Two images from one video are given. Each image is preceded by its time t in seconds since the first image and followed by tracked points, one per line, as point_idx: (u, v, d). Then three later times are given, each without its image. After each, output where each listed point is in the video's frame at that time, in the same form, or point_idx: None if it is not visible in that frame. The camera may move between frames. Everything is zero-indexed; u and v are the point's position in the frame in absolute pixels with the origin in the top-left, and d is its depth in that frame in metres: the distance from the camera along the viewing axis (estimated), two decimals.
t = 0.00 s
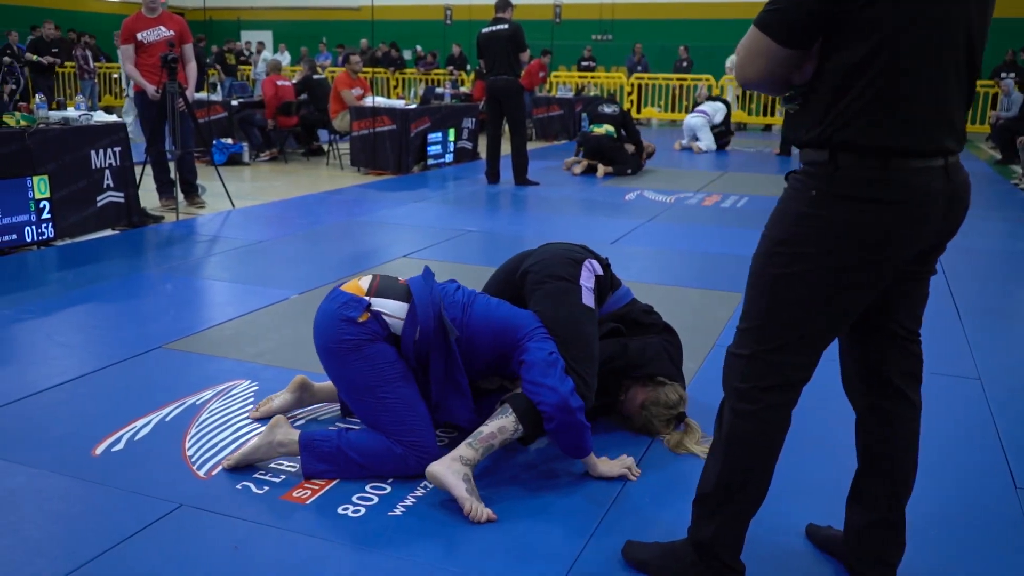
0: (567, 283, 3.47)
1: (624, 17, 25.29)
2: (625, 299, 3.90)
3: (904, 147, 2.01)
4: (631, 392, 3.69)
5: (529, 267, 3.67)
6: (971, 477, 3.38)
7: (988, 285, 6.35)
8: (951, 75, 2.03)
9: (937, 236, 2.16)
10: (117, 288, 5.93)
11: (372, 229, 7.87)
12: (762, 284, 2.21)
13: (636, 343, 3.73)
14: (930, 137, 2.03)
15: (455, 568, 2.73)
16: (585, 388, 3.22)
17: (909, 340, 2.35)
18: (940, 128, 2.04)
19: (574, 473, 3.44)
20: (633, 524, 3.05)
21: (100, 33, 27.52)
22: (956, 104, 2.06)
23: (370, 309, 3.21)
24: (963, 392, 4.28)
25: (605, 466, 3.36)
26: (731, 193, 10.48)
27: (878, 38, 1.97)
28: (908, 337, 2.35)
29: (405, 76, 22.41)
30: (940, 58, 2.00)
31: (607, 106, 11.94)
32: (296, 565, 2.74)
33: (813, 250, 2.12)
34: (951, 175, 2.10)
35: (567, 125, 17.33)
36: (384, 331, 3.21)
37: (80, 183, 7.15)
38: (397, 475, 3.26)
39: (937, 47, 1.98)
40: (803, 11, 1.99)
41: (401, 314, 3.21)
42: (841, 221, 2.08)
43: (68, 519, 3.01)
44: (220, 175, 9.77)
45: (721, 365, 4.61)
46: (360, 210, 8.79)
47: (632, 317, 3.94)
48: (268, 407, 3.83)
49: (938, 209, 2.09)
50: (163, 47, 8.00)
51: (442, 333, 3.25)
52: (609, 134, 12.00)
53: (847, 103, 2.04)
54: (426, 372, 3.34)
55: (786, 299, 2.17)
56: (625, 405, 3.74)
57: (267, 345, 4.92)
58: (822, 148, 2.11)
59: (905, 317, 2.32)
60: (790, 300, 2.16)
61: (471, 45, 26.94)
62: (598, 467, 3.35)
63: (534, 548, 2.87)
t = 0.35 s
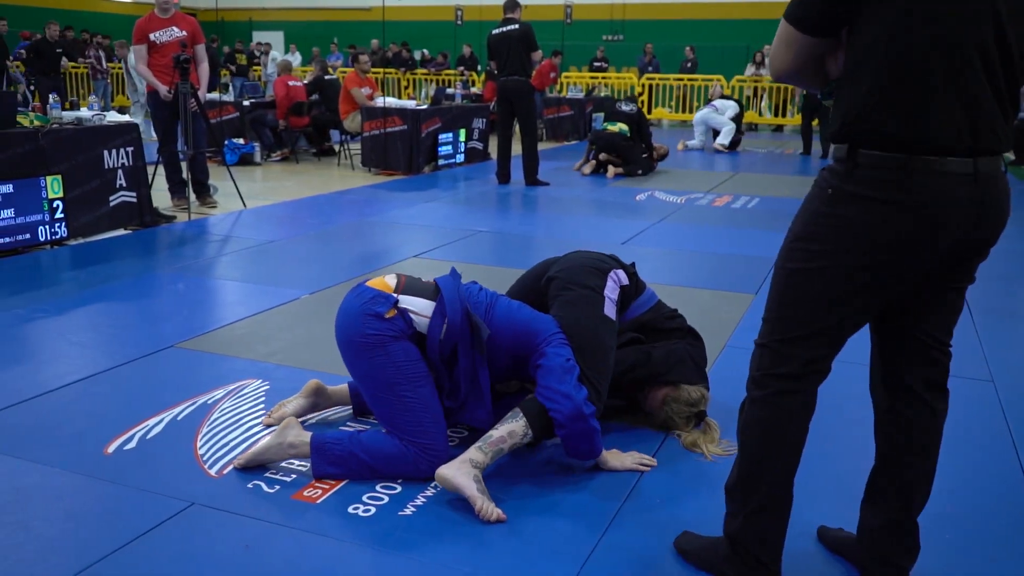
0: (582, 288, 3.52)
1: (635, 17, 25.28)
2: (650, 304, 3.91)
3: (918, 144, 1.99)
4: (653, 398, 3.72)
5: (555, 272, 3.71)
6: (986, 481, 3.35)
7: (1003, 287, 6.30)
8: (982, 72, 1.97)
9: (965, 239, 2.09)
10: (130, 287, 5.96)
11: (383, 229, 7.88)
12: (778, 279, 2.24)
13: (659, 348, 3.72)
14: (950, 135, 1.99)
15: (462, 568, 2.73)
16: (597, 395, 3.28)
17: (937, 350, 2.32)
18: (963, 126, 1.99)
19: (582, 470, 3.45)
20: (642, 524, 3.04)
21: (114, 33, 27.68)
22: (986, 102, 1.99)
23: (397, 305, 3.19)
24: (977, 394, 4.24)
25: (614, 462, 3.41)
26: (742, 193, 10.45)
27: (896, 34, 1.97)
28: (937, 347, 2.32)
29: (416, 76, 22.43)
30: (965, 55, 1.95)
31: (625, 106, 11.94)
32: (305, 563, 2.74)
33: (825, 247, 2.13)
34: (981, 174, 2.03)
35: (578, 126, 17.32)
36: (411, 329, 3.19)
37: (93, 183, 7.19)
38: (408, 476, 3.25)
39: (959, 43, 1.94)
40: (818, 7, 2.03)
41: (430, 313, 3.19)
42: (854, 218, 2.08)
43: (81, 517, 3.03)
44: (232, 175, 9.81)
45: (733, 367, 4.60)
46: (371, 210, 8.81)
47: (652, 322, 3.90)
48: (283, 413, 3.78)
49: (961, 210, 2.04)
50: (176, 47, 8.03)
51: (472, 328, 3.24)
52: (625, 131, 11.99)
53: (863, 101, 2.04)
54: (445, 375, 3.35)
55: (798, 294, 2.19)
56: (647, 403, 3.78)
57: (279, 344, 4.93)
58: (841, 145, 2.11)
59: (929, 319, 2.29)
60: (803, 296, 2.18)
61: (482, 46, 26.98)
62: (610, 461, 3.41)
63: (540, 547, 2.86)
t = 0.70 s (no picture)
0: (581, 282, 3.55)
1: (641, 17, 25.25)
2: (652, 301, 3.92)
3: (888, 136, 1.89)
4: (657, 389, 3.71)
5: (562, 267, 3.72)
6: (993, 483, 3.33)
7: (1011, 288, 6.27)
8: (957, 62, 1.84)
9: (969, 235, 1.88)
10: (136, 287, 5.98)
11: (388, 229, 7.89)
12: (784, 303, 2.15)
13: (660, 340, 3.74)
14: (921, 130, 1.86)
15: (465, 568, 2.73)
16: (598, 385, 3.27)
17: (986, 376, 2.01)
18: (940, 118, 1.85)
19: (584, 469, 3.45)
20: (645, 525, 3.03)
21: (122, 33, 27.78)
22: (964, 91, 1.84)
23: (390, 309, 3.19)
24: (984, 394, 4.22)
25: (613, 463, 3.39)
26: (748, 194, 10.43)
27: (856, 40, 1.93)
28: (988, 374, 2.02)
29: (422, 76, 22.44)
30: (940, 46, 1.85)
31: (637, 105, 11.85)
32: (309, 563, 2.75)
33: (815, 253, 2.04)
34: (970, 171, 1.84)
35: (584, 126, 17.32)
36: (403, 331, 3.20)
37: (100, 183, 7.22)
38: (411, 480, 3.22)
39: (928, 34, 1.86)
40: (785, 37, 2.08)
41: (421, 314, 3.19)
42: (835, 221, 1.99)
43: (87, 516, 3.04)
44: (239, 175, 9.84)
45: (737, 367, 4.59)
46: (377, 210, 8.83)
47: (653, 321, 3.88)
48: (289, 409, 3.77)
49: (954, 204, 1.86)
50: (183, 48, 8.06)
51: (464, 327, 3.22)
52: (635, 128, 11.96)
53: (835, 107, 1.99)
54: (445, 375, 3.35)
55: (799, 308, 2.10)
56: (651, 400, 3.78)
57: (284, 344, 4.95)
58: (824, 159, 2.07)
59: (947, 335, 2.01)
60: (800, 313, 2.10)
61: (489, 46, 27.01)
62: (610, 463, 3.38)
63: (539, 548, 2.86)
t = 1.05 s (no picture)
0: (598, 289, 3.54)
1: (646, 17, 25.19)
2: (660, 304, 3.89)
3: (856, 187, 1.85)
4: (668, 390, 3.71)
5: (576, 271, 3.71)
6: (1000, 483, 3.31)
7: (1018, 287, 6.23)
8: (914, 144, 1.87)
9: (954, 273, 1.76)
10: (141, 287, 5.98)
11: (393, 229, 7.89)
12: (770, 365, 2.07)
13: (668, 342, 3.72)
14: (895, 179, 1.82)
15: (469, 569, 2.73)
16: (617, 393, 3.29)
17: None
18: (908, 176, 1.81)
19: (589, 471, 3.44)
20: (650, 527, 3.02)
21: (128, 34, 27.85)
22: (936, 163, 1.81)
23: (399, 319, 3.17)
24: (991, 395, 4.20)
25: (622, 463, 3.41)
26: (754, 194, 10.41)
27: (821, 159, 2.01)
28: None
29: (427, 76, 22.44)
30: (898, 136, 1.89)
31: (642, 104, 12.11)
32: (313, 563, 2.75)
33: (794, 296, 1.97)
34: (946, 208, 1.76)
35: (589, 126, 17.31)
36: (413, 340, 3.17)
37: (106, 183, 7.23)
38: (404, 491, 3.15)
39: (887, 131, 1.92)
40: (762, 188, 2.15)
41: (432, 323, 3.13)
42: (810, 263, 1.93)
43: (92, 515, 3.05)
44: (244, 175, 9.86)
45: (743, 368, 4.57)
46: (382, 210, 8.83)
47: (659, 326, 3.86)
48: (293, 415, 3.75)
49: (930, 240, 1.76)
50: (189, 48, 8.07)
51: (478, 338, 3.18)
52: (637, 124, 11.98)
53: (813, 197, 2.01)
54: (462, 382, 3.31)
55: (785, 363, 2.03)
56: (662, 401, 3.79)
57: (289, 344, 4.94)
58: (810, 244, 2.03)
59: (966, 369, 1.90)
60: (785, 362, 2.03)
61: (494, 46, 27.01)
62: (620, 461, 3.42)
63: (541, 551, 2.85)
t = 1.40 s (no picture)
0: (588, 283, 3.55)
1: (652, 17, 25.16)
2: (656, 299, 3.85)
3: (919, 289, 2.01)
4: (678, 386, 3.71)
5: (567, 269, 3.74)
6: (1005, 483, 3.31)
7: None
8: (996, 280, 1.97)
9: (989, 385, 1.86)
10: (148, 287, 6.00)
11: (399, 229, 7.92)
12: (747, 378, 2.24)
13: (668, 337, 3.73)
14: (971, 293, 1.92)
15: (473, 568, 2.74)
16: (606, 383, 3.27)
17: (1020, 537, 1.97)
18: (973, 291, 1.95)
19: (593, 471, 3.45)
20: (653, 526, 3.02)
21: (135, 35, 27.90)
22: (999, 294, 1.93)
23: (398, 318, 3.23)
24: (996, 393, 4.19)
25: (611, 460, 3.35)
26: (758, 194, 10.40)
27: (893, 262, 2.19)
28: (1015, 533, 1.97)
29: (433, 77, 22.47)
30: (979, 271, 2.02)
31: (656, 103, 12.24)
32: (319, 562, 2.76)
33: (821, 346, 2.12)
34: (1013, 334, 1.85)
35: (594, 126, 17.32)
36: (411, 338, 3.24)
37: (113, 183, 7.26)
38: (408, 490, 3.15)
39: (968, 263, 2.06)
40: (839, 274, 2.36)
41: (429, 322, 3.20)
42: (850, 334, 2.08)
43: (100, 514, 3.07)
44: (250, 175, 9.89)
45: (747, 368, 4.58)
46: (388, 210, 8.86)
47: (657, 322, 3.83)
48: (299, 416, 3.80)
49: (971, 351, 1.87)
50: (195, 48, 8.10)
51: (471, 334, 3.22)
52: (644, 122, 12.07)
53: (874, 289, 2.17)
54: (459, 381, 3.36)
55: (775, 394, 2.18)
56: (668, 399, 3.81)
57: (295, 344, 4.95)
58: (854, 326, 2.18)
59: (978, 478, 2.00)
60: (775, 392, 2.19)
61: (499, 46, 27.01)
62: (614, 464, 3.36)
63: (544, 549, 2.85)
